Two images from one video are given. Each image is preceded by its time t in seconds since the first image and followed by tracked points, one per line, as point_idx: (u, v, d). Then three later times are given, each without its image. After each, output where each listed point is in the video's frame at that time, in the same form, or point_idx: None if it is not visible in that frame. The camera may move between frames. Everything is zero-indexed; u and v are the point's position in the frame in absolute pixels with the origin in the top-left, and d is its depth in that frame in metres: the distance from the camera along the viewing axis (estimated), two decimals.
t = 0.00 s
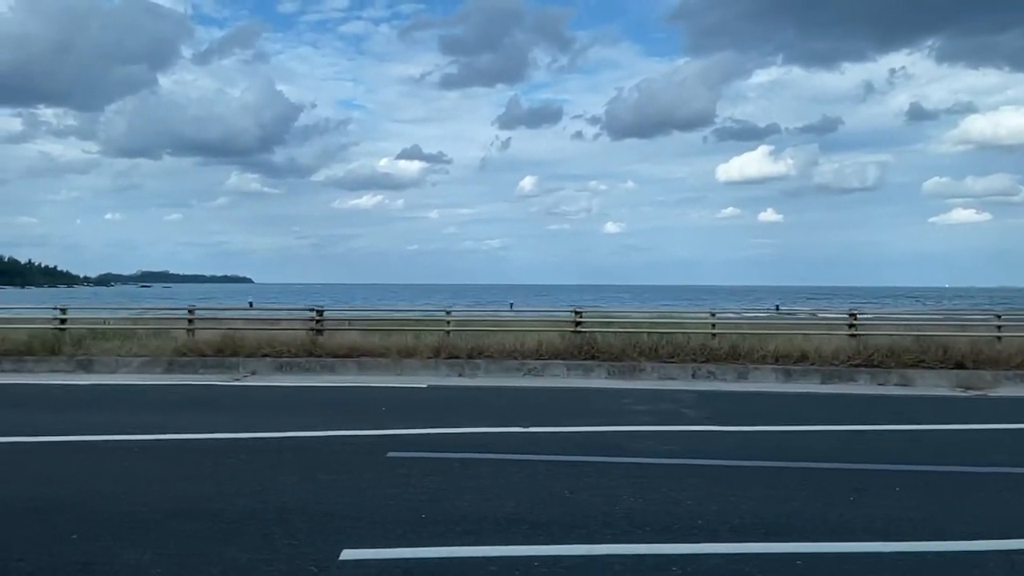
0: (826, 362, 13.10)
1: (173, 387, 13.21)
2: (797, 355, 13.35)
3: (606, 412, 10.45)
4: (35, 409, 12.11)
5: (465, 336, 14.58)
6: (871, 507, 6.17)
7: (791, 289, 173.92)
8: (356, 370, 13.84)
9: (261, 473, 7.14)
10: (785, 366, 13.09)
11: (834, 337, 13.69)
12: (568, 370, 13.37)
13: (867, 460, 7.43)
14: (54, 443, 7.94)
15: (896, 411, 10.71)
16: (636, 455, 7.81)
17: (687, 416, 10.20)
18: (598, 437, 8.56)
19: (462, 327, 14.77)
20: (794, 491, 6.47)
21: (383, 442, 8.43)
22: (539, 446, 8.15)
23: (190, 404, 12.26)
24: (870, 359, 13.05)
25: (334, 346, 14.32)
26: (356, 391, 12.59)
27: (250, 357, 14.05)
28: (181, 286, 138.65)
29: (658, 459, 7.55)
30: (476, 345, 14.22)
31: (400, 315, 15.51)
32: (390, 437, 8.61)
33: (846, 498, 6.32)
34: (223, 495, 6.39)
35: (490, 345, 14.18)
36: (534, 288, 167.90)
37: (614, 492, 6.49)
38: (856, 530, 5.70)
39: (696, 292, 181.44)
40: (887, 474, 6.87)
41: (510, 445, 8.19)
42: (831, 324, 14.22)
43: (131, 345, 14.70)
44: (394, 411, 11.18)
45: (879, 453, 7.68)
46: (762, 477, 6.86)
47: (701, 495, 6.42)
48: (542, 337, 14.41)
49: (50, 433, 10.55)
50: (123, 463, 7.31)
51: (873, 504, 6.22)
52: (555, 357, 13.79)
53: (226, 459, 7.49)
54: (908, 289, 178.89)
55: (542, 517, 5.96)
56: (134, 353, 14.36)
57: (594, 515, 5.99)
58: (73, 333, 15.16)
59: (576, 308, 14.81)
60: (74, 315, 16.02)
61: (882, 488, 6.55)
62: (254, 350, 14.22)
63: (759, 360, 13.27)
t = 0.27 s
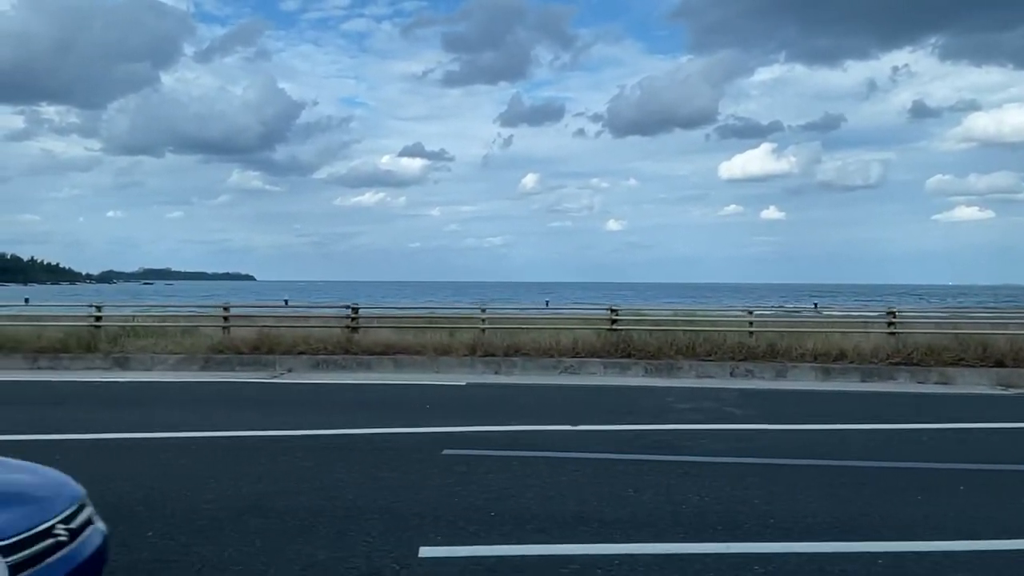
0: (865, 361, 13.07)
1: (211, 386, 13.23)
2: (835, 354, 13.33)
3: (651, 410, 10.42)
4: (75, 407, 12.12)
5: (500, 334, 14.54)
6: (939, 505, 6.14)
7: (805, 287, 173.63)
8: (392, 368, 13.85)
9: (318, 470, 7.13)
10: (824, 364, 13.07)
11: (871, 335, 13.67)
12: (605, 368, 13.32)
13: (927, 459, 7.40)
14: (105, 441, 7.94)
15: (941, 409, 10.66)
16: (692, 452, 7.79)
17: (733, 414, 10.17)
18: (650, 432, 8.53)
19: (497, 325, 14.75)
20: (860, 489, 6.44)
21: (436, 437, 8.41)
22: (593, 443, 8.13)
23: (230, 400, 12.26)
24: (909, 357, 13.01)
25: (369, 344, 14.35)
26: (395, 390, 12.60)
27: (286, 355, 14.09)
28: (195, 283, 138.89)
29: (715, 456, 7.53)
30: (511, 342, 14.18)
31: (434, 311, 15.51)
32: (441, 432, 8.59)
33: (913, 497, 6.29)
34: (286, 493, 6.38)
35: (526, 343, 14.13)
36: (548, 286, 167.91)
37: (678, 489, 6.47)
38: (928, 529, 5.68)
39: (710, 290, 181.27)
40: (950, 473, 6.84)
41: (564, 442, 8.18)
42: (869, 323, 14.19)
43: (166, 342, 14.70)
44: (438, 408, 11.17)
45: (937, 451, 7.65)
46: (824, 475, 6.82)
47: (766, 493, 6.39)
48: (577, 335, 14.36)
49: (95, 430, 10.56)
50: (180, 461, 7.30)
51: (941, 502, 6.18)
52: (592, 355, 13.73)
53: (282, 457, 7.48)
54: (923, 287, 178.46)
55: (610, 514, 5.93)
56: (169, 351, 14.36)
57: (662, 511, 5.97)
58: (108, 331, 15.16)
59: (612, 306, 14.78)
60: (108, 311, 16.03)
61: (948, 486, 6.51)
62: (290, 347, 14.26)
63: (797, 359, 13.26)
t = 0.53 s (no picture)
0: (903, 363, 13.08)
1: (251, 388, 13.30)
2: (873, 355, 13.34)
3: (696, 412, 10.45)
4: (118, 407, 12.19)
5: (536, 335, 14.55)
6: (1004, 508, 6.14)
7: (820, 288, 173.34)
8: (429, 368, 13.90)
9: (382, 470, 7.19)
10: (862, 366, 13.08)
11: (909, 338, 13.71)
12: (642, 369, 13.35)
13: (986, 462, 7.41)
14: (165, 439, 8.02)
15: (985, 412, 10.66)
16: (747, 454, 7.82)
17: (778, 416, 10.19)
18: (702, 435, 8.58)
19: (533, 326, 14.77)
20: (923, 492, 6.46)
21: (491, 438, 8.46)
22: (647, 445, 8.17)
23: (271, 403, 12.33)
24: (948, 359, 13.01)
25: (405, 345, 14.39)
26: (433, 391, 12.64)
27: (323, 356, 14.16)
28: (214, 285, 139.46)
29: (771, 459, 7.56)
30: (547, 343, 14.20)
31: (470, 312, 15.56)
32: (496, 432, 8.65)
33: (978, 499, 6.30)
34: (352, 493, 6.45)
35: (563, 344, 14.15)
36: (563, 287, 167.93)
37: (743, 492, 6.51)
38: (997, 531, 5.69)
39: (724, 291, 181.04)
40: (1010, 476, 6.85)
41: (619, 443, 8.22)
42: (906, 325, 14.21)
43: (203, 343, 14.77)
44: (481, 409, 11.20)
45: (994, 456, 7.66)
46: (885, 478, 6.84)
47: (829, 495, 6.42)
48: (614, 336, 14.37)
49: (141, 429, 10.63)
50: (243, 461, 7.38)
51: (1008, 505, 6.19)
52: (629, 357, 13.73)
53: (345, 456, 7.55)
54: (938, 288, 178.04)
55: (678, 516, 5.97)
56: (207, 352, 14.43)
57: (730, 514, 6.01)
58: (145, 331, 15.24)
59: (647, 307, 14.78)
60: (145, 310, 16.11)
61: (1012, 489, 6.52)
62: (327, 348, 14.33)
63: (835, 361, 13.26)
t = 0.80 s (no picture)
0: (942, 363, 13.06)
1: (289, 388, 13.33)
2: (912, 356, 13.33)
3: (742, 414, 10.46)
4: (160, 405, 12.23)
5: (572, 336, 14.54)
6: None
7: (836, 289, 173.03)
8: (465, 368, 13.93)
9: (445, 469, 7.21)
10: (901, 366, 13.06)
11: (949, 339, 13.69)
12: (679, 370, 13.34)
13: None
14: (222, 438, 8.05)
15: None
16: (804, 456, 7.83)
17: (825, 417, 10.19)
18: (755, 436, 8.60)
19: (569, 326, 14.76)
20: (988, 494, 6.45)
21: (545, 438, 8.50)
22: (703, 446, 8.18)
23: (312, 402, 12.36)
24: (988, 360, 12.99)
25: (440, 346, 14.44)
26: (473, 391, 12.64)
27: (360, 356, 14.21)
28: (231, 285, 139.86)
29: (829, 461, 7.56)
30: (584, 343, 14.18)
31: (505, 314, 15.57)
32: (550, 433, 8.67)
33: None
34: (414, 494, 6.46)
35: (599, 345, 14.12)
36: (578, 287, 167.93)
37: (807, 492, 6.51)
38: None
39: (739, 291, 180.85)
40: None
41: (674, 444, 8.23)
42: (945, 327, 14.19)
43: (239, 343, 14.79)
44: (524, 409, 11.15)
45: None
46: (948, 480, 6.83)
47: (895, 497, 6.42)
48: (651, 338, 14.35)
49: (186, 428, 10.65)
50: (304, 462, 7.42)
51: None
52: (666, 357, 13.69)
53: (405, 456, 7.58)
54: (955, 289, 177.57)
55: (747, 517, 5.98)
56: (243, 351, 14.44)
57: (799, 515, 6.02)
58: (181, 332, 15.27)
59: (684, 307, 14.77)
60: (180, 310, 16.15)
61: None
62: (363, 349, 14.39)
63: (874, 361, 13.24)
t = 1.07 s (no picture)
0: (982, 366, 13.01)
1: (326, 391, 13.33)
2: (952, 359, 13.28)
3: (788, 416, 10.42)
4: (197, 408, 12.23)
5: (608, 338, 14.50)
6: None
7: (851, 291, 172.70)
8: (501, 370, 13.86)
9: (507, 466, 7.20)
10: (941, 369, 13.02)
11: (988, 341, 13.66)
12: (718, 372, 13.28)
13: None
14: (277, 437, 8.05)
15: None
16: (862, 458, 7.79)
17: (872, 420, 10.14)
18: (810, 441, 8.56)
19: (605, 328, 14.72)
20: None
21: (599, 441, 8.47)
22: (759, 450, 8.15)
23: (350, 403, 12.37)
24: None
25: (476, 348, 14.36)
26: (510, 393, 12.63)
27: (396, 356, 14.11)
28: (247, 286, 140.16)
29: (890, 463, 7.52)
30: (620, 345, 14.13)
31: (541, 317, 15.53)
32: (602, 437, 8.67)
33: None
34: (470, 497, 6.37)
35: (636, 347, 14.05)
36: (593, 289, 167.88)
37: (871, 492, 6.46)
38: None
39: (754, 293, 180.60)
40: None
41: (729, 447, 8.20)
42: (984, 330, 14.14)
43: (274, 345, 14.83)
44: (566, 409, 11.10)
45: None
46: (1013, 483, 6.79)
47: (962, 498, 6.37)
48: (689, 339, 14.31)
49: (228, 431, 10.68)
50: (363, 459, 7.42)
51: None
52: (704, 359, 13.63)
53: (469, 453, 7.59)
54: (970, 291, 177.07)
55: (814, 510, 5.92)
56: (280, 354, 14.53)
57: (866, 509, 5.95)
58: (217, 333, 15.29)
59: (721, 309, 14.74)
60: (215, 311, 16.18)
61: None
62: (399, 350, 14.34)
63: (913, 364, 13.20)
